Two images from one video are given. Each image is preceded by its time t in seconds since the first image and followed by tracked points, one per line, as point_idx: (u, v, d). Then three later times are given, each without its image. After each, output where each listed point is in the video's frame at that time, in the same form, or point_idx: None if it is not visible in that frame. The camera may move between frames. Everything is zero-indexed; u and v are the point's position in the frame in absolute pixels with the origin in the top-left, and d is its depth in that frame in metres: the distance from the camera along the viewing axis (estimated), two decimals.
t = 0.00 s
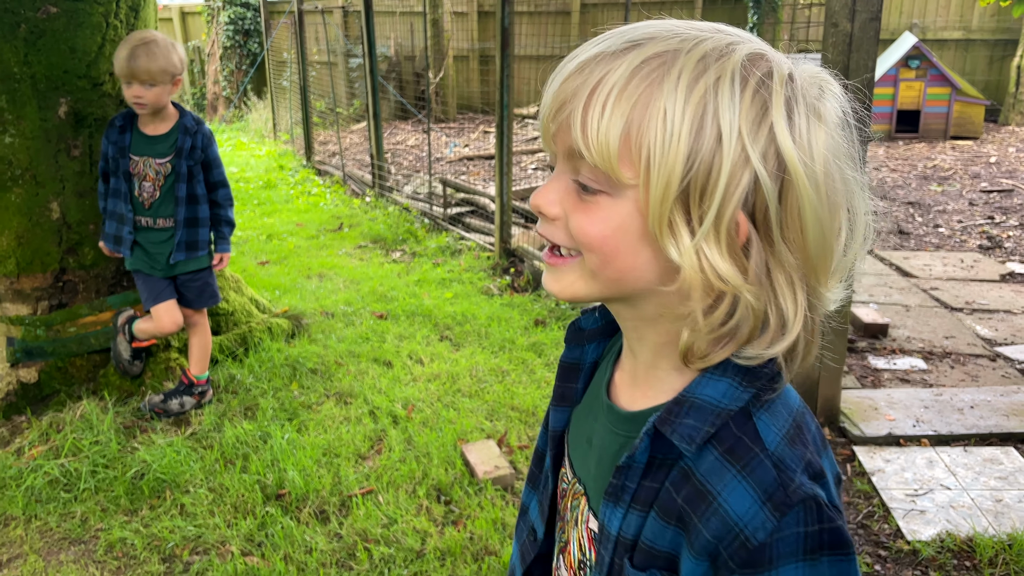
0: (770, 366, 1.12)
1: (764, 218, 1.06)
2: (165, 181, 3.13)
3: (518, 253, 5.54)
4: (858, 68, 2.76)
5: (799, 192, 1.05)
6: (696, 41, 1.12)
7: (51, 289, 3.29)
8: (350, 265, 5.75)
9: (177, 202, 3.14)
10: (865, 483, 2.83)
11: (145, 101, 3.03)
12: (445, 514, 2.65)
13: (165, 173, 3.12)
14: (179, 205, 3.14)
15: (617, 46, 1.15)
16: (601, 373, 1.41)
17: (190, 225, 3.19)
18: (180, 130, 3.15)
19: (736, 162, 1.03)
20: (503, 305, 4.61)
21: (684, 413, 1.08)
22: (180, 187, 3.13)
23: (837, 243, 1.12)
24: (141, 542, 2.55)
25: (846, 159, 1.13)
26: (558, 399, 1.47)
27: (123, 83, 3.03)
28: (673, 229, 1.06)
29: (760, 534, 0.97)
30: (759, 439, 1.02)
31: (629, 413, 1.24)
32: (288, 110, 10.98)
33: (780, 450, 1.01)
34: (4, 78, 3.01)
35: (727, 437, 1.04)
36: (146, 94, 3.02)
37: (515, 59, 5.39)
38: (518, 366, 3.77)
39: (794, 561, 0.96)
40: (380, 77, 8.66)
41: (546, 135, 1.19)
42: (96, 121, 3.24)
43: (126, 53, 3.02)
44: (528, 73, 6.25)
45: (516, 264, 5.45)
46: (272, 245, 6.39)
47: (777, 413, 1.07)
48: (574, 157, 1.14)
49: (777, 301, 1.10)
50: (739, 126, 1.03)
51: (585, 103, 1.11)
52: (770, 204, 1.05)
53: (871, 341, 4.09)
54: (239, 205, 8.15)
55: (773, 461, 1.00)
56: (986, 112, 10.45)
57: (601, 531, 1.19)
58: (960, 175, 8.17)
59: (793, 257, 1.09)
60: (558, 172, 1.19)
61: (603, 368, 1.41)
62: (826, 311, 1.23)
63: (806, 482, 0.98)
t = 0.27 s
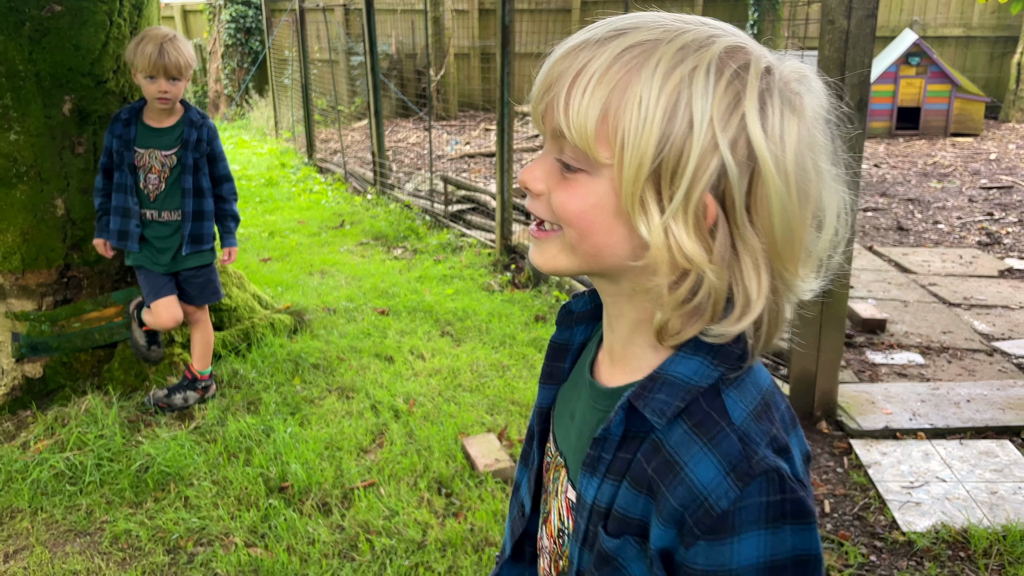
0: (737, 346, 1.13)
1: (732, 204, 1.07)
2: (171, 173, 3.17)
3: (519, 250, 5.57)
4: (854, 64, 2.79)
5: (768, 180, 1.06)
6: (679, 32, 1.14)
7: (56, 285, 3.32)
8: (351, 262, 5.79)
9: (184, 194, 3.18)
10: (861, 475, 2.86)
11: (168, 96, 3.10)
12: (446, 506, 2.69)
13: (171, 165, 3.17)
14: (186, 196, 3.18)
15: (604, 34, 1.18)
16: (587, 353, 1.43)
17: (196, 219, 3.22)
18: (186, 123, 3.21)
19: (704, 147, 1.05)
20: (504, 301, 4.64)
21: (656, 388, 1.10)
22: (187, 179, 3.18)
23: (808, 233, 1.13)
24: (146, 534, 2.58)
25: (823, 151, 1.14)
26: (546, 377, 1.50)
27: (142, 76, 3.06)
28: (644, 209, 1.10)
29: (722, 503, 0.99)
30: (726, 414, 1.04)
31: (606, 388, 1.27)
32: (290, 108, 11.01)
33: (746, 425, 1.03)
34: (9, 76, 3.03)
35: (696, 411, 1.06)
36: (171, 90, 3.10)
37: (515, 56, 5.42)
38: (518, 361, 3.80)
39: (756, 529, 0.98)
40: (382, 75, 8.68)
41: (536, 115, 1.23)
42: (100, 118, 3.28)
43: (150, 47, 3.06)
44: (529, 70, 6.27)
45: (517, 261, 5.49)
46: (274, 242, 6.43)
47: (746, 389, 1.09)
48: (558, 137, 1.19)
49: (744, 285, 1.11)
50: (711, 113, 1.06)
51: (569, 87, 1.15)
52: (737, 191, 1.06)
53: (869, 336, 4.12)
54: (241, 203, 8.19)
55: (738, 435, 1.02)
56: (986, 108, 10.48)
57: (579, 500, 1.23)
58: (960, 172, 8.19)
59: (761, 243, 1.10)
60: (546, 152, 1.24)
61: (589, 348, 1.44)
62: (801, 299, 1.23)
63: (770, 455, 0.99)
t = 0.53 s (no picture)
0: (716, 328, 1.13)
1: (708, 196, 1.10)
2: (172, 169, 3.20)
3: (519, 247, 5.60)
4: (853, 62, 2.81)
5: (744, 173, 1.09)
6: (663, 30, 1.17)
7: (61, 281, 3.36)
8: (353, 259, 5.82)
9: (182, 190, 3.21)
10: (858, 469, 2.89)
11: (175, 92, 3.14)
12: (448, 500, 2.72)
13: (172, 161, 3.19)
14: (183, 193, 3.20)
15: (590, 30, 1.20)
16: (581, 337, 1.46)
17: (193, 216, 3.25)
18: (193, 121, 3.23)
19: (682, 139, 1.08)
20: (504, 298, 4.67)
21: (638, 366, 1.11)
22: (187, 176, 3.21)
23: (782, 224, 1.15)
24: (151, 527, 2.61)
25: (799, 147, 1.17)
26: (540, 363, 1.52)
27: (151, 72, 3.11)
28: (625, 198, 1.13)
29: (696, 474, 1.01)
30: (702, 391, 1.06)
31: (596, 369, 1.29)
32: (291, 105, 11.04)
33: (721, 402, 1.05)
34: (14, 75, 3.07)
35: (674, 388, 1.08)
36: (178, 85, 3.13)
37: (516, 54, 5.44)
38: (519, 357, 3.83)
39: (727, 499, 1.00)
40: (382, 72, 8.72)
41: (525, 107, 1.26)
42: (104, 116, 3.31)
43: (157, 43, 3.10)
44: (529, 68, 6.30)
45: (517, 258, 5.51)
46: (276, 240, 6.46)
47: (724, 368, 1.10)
48: (546, 128, 1.21)
49: (723, 274, 1.13)
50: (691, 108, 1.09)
51: (556, 80, 1.18)
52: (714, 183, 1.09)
53: (867, 332, 4.14)
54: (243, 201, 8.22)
55: (713, 411, 1.04)
56: (986, 105, 10.50)
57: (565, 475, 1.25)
58: (959, 169, 8.21)
59: (738, 233, 1.12)
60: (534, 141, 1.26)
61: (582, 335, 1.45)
62: (778, 288, 1.26)
63: (743, 430, 1.01)
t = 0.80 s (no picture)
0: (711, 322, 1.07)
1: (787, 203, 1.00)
2: (182, 166, 3.27)
3: (524, 244, 5.57)
4: (863, 59, 2.78)
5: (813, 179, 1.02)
6: (733, 28, 1.05)
7: (63, 280, 3.31)
8: (357, 257, 5.80)
9: (189, 185, 3.22)
10: (869, 470, 2.86)
11: (186, 88, 3.13)
12: (455, 501, 2.69)
13: (183, 158, 3.25)
14: (190, 188, 3.21)
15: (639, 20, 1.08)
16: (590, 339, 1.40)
17: (202, 212, 3.24)
18: (201, 118, 3.21)
19: (772, 149, 0.97)
20: (509, 296, 4.64)
21: (658, 366, 1.04)
22: (195, 173, 3.21)
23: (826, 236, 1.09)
24: (156, 529, 2.59)
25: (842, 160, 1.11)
26: (548, 367, 1.47)
27: (163, 70, 3.11)
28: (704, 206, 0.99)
29: (723, 475, 0.94)
30: (726, 390, 0.99)
31: (609, 372, 1.20)
32: (295, 102, 11.02)
33: (745, 401, 0.98)
34: (16, 72, 3.04)
35: (697, 388, 1.01)
36: (188, 82, 3.11)
37: (521, 51, 5.41)
38: (525, 356, 3.80)
39: (756, 501, 0.94)
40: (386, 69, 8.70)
41: (577, 103, 1.08)
42: (107, 114, 3.28)
43: (166, 41, 3.09)
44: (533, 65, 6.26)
45: (522, 255, 5.49)
46: (280, 237, 6.44)
47: (745, 365, 1.03)
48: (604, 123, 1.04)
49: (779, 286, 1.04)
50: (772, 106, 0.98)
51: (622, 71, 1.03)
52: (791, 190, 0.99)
53: (876, 330, 4.11)
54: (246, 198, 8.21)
55: (738, 410, 0.97)
56: (992, 101, 10.45)
57: (580, 483, 1.18)
58: (966, 165, 8.17)
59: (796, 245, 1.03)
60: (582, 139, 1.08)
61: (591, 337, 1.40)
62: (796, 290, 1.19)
63: (769, 429, 0.95)
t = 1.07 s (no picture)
0: (795, 324, 1.11)
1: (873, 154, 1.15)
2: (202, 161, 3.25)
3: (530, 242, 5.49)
4: (881, 51, 2.69)
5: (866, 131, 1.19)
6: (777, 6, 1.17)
7: (62, 280, 3.24)
8: (361, 255, 5.73)
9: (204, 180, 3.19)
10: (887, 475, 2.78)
11: (198, 84, 3.09)
12: (461, 507, 2.62)
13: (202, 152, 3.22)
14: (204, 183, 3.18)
15: (712, 14, 1.13)
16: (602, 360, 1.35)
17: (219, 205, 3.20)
18: (215, 111, 3.17)
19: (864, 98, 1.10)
20: (515, 295, 4.56)
21: (759, 381, 1.02)
22: (210, 167, 3.18)
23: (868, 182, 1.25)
24: (154, 536, 2.52)
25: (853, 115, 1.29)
26: (551, 394, 1.39)
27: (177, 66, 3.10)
28: (837, 167, 1.10)
29: (863, 481, 0.94)
30: (833, 395, 1.00)
31: (669, 392, 1.15)
32: (297, 98, 10.95)
33: (852, 403, 1.00)
34: (11, 67, 2.98)
35: (807, 397, 1.00)
36: (199, 78, 3.07)
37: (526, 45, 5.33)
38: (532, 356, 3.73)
39: (883, 504, 0.96)
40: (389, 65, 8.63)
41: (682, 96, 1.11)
42: (105, 110, 3.20)
43: (177, 37, 3.06)
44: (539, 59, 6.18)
45: (528, 253, 5.41)
46: (283, 235, 6.37)
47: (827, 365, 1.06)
48: (733, 111, 1.07)
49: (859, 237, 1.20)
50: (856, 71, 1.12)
51: (747, 58, 1.06)
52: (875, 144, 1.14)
53: (890, 330, 4.02)
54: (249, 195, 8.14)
55: (854, 414, 0.98)
56: (1002, 96, 10.32)
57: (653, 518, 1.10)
58: (976, 161, 8.06)
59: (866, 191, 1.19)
60: (703, 130, 1.09)
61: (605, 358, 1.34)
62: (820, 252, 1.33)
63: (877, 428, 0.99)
